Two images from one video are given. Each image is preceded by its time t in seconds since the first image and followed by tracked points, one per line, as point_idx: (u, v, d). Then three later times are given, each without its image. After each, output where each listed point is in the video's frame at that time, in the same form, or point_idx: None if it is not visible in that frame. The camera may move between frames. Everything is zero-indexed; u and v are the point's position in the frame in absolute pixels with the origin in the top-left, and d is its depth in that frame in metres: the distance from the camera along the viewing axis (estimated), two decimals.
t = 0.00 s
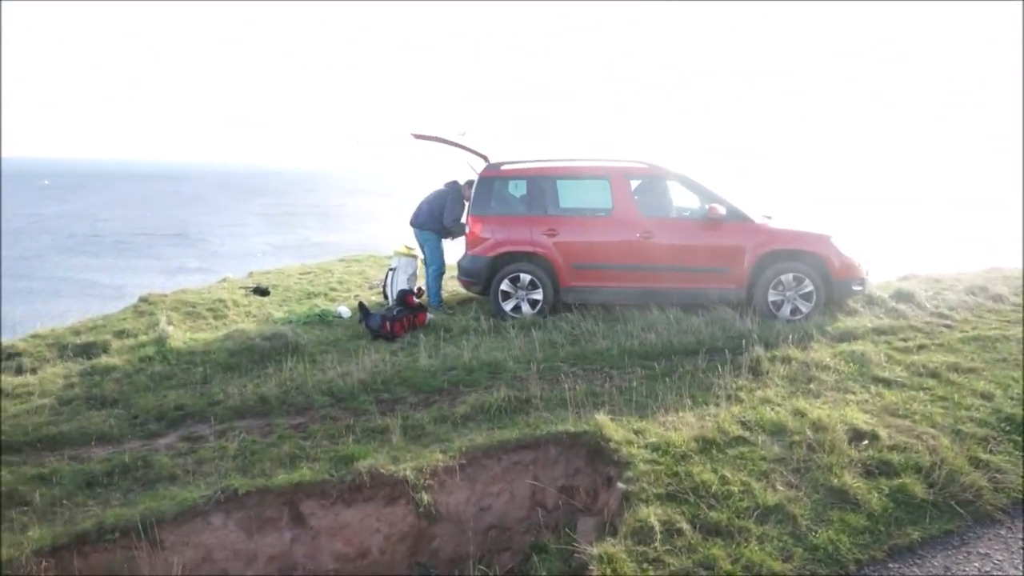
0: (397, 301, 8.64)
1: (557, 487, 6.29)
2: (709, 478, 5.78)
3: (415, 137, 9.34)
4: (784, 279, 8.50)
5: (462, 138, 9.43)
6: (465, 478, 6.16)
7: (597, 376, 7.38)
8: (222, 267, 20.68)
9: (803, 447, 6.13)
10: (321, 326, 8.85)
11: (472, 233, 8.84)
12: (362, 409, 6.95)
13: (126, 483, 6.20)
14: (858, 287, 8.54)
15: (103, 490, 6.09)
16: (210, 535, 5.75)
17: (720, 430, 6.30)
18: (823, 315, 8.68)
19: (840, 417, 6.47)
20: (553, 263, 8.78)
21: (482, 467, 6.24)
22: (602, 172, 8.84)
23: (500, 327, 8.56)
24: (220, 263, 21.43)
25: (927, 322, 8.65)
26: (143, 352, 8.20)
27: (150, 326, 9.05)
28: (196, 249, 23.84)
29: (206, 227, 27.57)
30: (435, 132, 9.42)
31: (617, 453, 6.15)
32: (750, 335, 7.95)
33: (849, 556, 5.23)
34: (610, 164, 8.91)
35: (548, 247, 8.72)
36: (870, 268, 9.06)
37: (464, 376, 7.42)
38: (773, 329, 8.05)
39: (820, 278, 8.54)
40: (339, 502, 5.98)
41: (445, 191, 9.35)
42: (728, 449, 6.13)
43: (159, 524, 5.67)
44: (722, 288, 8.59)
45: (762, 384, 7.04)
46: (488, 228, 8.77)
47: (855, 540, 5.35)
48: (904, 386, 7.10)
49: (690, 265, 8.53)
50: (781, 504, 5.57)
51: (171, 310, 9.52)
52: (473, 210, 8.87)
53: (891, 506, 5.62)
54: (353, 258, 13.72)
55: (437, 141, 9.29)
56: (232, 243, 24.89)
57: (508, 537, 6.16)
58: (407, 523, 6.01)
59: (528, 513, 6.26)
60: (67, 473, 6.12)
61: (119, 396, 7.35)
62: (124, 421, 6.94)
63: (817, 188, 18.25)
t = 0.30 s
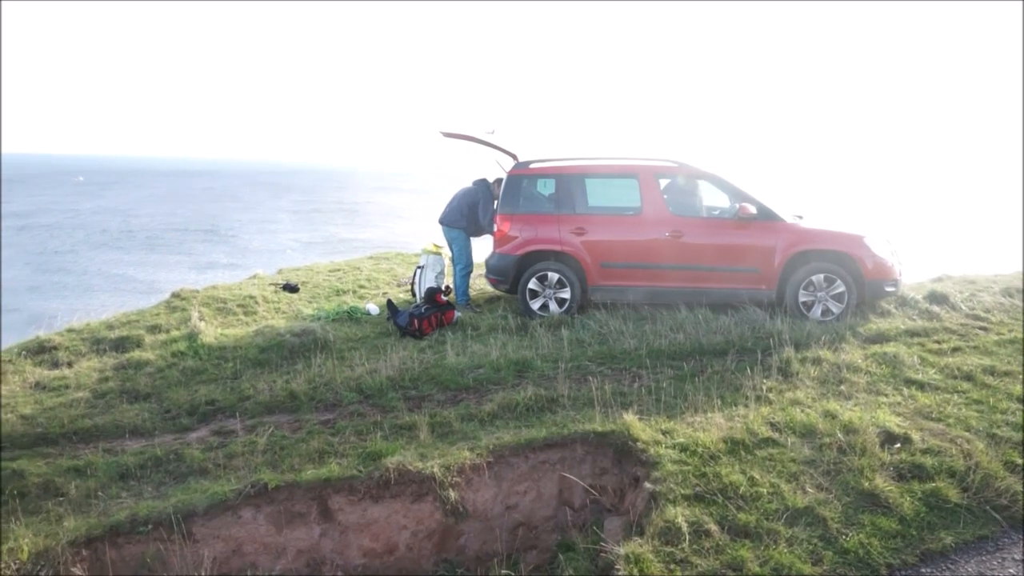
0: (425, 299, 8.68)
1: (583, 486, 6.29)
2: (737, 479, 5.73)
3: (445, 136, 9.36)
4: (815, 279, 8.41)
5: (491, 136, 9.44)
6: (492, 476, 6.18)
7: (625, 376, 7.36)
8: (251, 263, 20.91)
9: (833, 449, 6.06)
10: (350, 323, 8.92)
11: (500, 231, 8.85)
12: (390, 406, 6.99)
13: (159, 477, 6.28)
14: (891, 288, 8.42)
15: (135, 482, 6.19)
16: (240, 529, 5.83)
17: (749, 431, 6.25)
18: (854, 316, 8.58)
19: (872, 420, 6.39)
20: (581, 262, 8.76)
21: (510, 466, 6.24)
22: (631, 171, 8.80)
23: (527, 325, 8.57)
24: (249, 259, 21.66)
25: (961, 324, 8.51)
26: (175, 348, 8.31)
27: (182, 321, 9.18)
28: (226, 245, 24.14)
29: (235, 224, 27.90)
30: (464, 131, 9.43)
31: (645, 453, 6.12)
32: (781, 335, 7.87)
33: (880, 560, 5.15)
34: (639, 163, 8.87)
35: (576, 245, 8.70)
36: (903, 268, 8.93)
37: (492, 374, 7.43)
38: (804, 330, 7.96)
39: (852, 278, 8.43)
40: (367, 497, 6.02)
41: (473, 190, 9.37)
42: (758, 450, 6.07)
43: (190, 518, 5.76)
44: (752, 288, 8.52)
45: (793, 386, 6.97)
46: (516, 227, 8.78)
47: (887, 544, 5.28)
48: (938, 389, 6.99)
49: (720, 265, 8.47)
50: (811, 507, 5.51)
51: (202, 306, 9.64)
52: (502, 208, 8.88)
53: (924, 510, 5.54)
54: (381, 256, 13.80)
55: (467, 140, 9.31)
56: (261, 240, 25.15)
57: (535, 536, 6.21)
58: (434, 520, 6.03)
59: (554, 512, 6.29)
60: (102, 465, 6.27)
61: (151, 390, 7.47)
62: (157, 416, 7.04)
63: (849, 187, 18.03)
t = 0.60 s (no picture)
0: (450, 296, 8.71)
1: (606, 485, 6.28)
2: (761, 481, 5.69)
3: (471, 134, 9.38)
4: (843, 281, 8.31)
5: (517, 134, 9.44)
6: (515, 474, 6.19)
7: (649, 376, 7.34)
8: (277, 258, 21.11)
9: (859, 453, 6.00)
10: (375, 319, 8.98)
11: (526, 230, 8.86)
12: (414, 402, 7.03)
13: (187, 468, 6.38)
14: (920, 291, 8.30)
15: (163, 473, 6.30)
16: (264, 521, 5.92)
17: (774, 433, 6.21)
18: (882, 319, 8.47)
19: (900, 424, 6.32)
20: (606, 261, 8.75)
21: (532, 464, 6.25)
22: (658, 170, 8.76)
23: (551, 323, 8.57)
24: (275, 254, 21.86)
25: (992, 329, 8.38)
26: (203, 341, 8.42)
27: (210, 315, 9.29)
28: (253, 240, 24.38)
29: (262, 219, 28.16)
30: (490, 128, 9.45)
31: (668, 453, 6.10)
32: (808, 337, 7.79)
33: (906, 565, 5.10)
34: (666, 162, 8.83)
35: (601, 244, 8.69)
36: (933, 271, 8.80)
37: (516, 372, 7.44)
38: (831, 332, 7.88)
39: (881, 281, 8.33)
40: (390, 492, 6.06)
41: (499, 188, 9.38)
42: (782, 452, 6.03)
43: (216, 509, 5.85)
44: (779, 289, 8.45)
45: (819, 388, 6.91)
46: (542, 225, 8.78)
47: (913, 550, 5.22)
48: (968, 394, 6.89)
49: (746, 266, 8.41)
50: (836, 511, 5.46)
51: (230, 300, 9.76)
52: (527, 207, 8.89)
53: (951, 516, 5.47)
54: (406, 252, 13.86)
55: (493, 137, 9.32)
56: (287, 235, 25.37)
57: (558, 534, 6.22)
58: (456, 516, 6.06)
59: (577, 511, 6.29)
60: (131, 455, 6.38)
61: (180, 382, 7.58)
62: (185, 407, 7.13)
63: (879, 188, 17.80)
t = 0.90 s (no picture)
0: (474, 299, 8.74)
1: (631, 489, 6.27)
2: (788, 487, 5.64)
3: (496, 136, 9.41)
4: (871, 285, 8.22)
5: (541, 136, 9.44)
6: (539, 477, 6.19)
7: (674, 380, 7.30)
8: (302, 259, 21.27)
9: (888, 460, 5.94)
10: (399, 321, 9.03)
11: (550, 233, 8.87)
12: (439, 404, 7.06)
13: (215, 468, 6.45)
14: (950, 296, 8.19)
15: (191, 473, 6.38)
16: (290, 521, 5.97)
17: (800, 439, 6.15)
18: (911, 324, 8.37)
19: (929, 430, 6.23)
20: (631, 265, 8.73)
21: (557, 467, 6.25)
22: (683, 173, 8.73)
23: (576, 326, 8.56)
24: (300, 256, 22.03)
25: None
26: (230, 342, 8.51)
27: (237, 316, 9.39)
28: (278, 241, 24.59)
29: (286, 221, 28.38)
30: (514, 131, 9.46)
31: (693, 458, 6.07)
32: (835, 342, 7.72)
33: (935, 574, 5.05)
34: (691, 166, 8.79)
35: (626, 248, 8.68)
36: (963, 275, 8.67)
37: (540, 375, 7.44)
38: (859, 338, 7.81)
39: (910, 285, 8.22)
40: (415, 494, 6.09)
41: (523, 191, 9.39)
42: (809, 458, 5.97)
43: (243, 509, 5.93)
44: (805, 293, 8.38)
45: (846, 394, 6.84)
46: (566, 228, 8.79)
47: (943, 559, 5.16)
48: (999, 401, 6.79)
49: (772, 269, 8.35)
50: (864, 518, 5.41)
51: (257, 302, 9.85)
52: (552, 210, 8.90)
53: (982, 525, 5.40)
54: (430, 254, 13.91)
55: (517, 140, 9.34)
56: (311, 237, 25.56)
57: (582, 537, 6.21)
58: (481, 519, 6.08)
59: (601, 515, 6.27)
60: (159, 455, 6.46)
61: (207, 383, 7.66)
62: (212, 408, 7.21)
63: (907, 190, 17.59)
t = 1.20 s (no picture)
0: (499, 300, 8.75)
1: (656, 492, 6.25)
2: (816, 492, 5.59)
3: (520, 138, 9.41)
4: (901, 288, 8.12)
5: (566, 137, 9.43)
6: (564, 479, 6.19)
7: (699, 383, 7.26)
8: (327, 260, 21.43)
9: (917, 464, 5.86)
10: (424, 322, 9.07)
11: (575, 234, 8.86)
12: (463, 405, 7.08)
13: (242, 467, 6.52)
14: (982, 299, 8.07)
15: (219, 471, 6.44)
16: (317, 520, 6.01)
17: (828, 443, 6.09)
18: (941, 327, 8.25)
19: (960, 435, 6.14)
20: (656, 267, 8.70)
21: (581, 469, 6.24)
22: (709, 175, 8.68)
23: (600, 328, 8.55)
24: (325, 256, 22.19)
25: None
26: (257, 342, 8.60)
27: (264, 316, 9.49)
28: (303, 241, 24.79)
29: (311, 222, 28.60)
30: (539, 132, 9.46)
31: (720, 461, 6.04)
32: (863, 346, 7.64)
33: None
34: (717, 167, 8.74)
35: (651, 249, 8.65)
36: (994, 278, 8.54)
37: (564, 377, 7.44)
38: (888, 341, 7.72)
39: (940, 288, 8.11)
40: (440, 495, 6.12)
41: (548, 192, 9.39)
42: (837, 462, 5.91)
43: (270, 507, 5.98)
44: (833, 296, 8.31)
45: (875, 398, 6.76)
46: (591, 230, 8.77)
47: (974, 566, 5.10)
48: None
49: (799, 272, 8.29)
50: (893, 524, 5.35)
51: (283, 302, 9.94)
52: (577, 211, 8.89)
53: (1015, 532, 5.32)
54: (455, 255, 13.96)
55: (542, 141, 9.34)
56: (336, 237, 25.74)
57: (606, 539, 6.21)
58: (506, 520, 6.09)
59: (626, 517, 6.26)
60: (188, 454, 6.54)
61: (235, 382, 7.75)
62: (240, 407, 7.29)
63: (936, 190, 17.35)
